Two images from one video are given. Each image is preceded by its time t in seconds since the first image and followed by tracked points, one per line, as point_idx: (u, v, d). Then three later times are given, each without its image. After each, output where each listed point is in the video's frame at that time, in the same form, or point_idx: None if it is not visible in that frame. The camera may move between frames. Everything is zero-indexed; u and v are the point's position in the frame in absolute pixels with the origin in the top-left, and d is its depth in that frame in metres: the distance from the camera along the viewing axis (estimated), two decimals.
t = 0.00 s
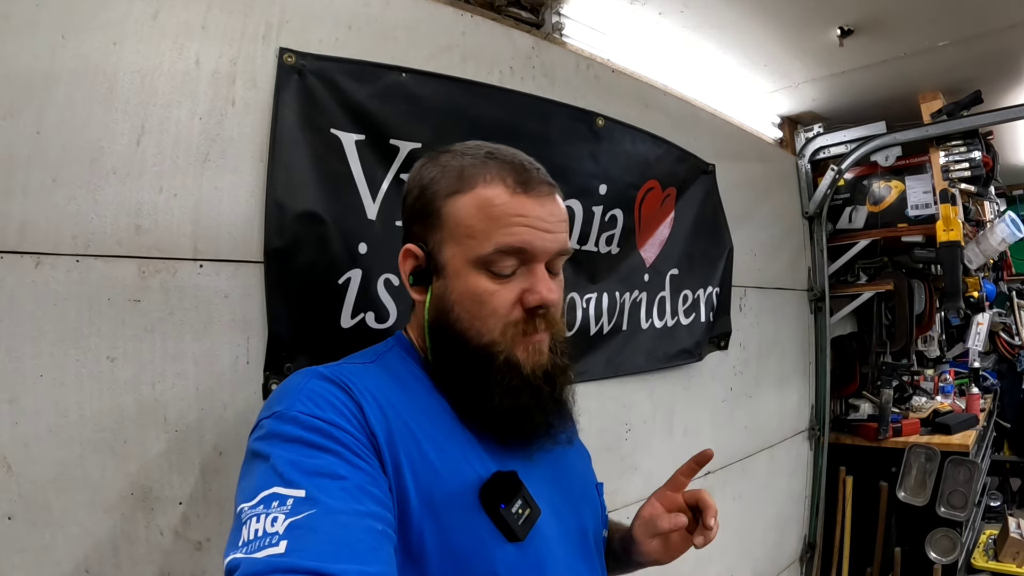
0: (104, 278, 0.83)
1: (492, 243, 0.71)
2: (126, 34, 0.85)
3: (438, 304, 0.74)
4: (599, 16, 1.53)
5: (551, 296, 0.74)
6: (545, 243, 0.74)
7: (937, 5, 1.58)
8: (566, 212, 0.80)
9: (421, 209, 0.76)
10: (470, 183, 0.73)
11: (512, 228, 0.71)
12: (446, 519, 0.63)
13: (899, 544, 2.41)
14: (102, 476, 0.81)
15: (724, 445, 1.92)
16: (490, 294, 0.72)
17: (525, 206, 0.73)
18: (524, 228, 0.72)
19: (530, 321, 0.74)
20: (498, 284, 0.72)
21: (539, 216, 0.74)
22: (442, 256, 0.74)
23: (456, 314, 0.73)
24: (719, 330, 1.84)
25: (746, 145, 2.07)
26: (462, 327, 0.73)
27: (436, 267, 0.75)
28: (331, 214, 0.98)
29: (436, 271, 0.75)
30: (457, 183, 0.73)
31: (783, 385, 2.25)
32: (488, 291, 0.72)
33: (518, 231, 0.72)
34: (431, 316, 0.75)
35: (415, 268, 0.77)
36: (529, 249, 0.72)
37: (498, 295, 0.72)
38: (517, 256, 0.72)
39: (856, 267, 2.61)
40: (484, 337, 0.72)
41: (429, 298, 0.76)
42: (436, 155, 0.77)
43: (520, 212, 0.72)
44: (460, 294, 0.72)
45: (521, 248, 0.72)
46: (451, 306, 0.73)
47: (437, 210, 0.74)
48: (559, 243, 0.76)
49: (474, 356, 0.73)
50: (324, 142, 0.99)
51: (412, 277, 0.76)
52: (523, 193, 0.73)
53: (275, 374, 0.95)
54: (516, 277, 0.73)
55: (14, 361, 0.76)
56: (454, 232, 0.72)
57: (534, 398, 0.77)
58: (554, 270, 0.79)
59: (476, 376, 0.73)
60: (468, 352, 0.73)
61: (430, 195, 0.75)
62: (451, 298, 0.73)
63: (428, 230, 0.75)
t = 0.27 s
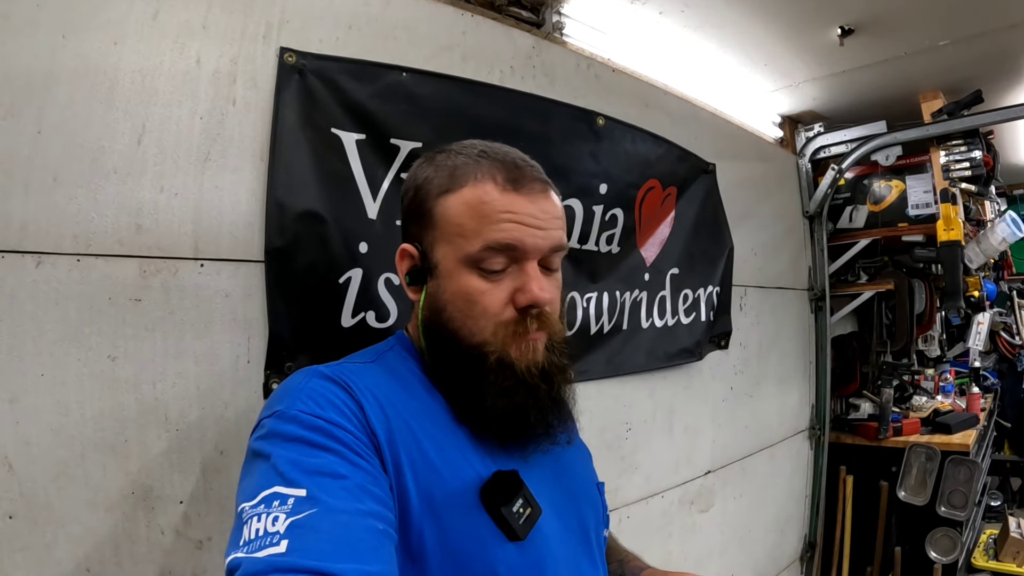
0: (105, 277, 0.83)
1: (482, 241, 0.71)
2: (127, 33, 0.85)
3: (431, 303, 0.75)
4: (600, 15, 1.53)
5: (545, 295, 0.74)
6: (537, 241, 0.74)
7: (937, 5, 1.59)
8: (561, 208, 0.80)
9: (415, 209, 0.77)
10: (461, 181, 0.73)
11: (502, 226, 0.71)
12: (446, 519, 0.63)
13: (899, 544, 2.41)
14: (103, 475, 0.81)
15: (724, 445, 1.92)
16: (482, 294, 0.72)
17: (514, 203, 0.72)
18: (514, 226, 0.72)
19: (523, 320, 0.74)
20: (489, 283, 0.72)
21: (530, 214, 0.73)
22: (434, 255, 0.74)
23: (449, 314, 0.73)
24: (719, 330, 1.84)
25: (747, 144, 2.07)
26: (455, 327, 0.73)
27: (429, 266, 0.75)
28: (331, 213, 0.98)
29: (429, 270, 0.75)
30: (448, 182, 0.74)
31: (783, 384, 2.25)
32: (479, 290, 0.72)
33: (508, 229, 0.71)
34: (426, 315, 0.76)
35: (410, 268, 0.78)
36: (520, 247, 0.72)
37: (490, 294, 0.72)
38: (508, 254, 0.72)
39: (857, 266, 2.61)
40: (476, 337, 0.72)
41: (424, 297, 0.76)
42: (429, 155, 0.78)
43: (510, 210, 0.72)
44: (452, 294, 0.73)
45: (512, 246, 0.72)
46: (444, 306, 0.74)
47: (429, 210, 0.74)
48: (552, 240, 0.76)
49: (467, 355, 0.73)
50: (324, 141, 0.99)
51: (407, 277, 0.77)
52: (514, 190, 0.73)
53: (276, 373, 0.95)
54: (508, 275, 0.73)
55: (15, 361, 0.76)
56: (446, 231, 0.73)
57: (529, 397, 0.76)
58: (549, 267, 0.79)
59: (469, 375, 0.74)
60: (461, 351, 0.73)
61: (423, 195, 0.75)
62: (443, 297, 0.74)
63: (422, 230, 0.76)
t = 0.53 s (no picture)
0: (105, 276, 0.83)
1: (482, 237, 0.71)
2: (127, 33, 0.86)
3: (433, 301, 0.75)
4: (600, 14, 1.53)
5: (547, 291, 0.73)
6: (538, 236, 0.74)
7: (937, 4, 1.58)
8: (562, 205, 0.79)
9: (417, 208, 0.77)
10: (462, 178, 0.73)
11: (503, 222, 0.71)
12: (447, 519, 0.63)
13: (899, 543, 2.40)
14: (103, 475, 0.81)
15: (724, 445, 1.92)
16: (482, 290, 0.72)
17: (514, 199, 0.72)
18: (515, 221, 0.72)
19: (525, 316, 0.73)
20: (490, 279, 0.72)
21: (531, 210, 0.73)
22: (436, 253, 0.74)
23: (450, 311, 0.73)
24: (719, 329, 1.84)
25: (747, 144, 2.07)
26: (456, 324, 0.73)
27: (430, 264, 0.76)
28: (331, 213, 0.98)
29: (431, 268, 0.76)
30: (450, 180, 0.74)
31: (783, 384, 2.25)
32: (480, 287, 0.72)
33: (509, 224, 0.71)
34: (428, 313, 0.76)
35: (413, 267, 0.78)
36: (521, 242, 0.72)
37: (491, 290, 0.72)
38: (508, 250, 0.72)
39: (857, 265, 2.61)
40: (477, 333, 0.72)
41: (426, 295, 0.77)
42: (431, 154, 0.78)
43: (511, 206, 0.72)
44: (453, 290, 0.73)
45: (512, 242, 0.71)
46: (445, 303, 0.74)
47: (431, 208, 0.75)
48: (553, 236, 0.76)
49: (468, 352, 0.73)
50: (325, 141, 0.99)
51: (409, 275, 0.78)
52: (514, 186, 0.73)
53: (276, 372, 0.95)
54: (509, 272, 0.73)
55: (15, 360, 0.76)
56: (447, 228, 0.73)
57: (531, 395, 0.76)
58: (551, 263, 0.78)
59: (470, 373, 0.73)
60: (462, 348, 0.73)
61: (424, 193, 0.76)
62: (445, 294, 0.74)
63: (423, 228, 0.76)
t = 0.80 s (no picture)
0: (107, 275, 0.83)
1: (474, 219, 0.73)
2: (129, 33, 0.86)
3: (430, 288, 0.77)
4: (601, 14, 1.52)
5: (540, 275, 0.74)
6: (531, 220, 0.75)
7: (938, 4, 1.58)
8: (557, 194, 0.81)
9: (415, 201, 0.80)
10: (457, 168, 0.76)
11: (495, 205, 0.73)
12: (451, 518, 0.63)
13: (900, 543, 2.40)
14: (105, 473, 0.81)
15: (725, 444, 1.92)
16: (476, 274, 0.73)
17: (506, 184, 0.74)
18: (507, 205, 0.74)
19: (518, 300, 0.73)
20: (483, 263, 0.73)
21: (524, 195, 0.75)
22: (432, 241, 0.77)
23: (445, 297, 0.74)
24: (720, 329, 1.84)
25: (748, 143, 2.07)
26: (451, 310, 0.74)
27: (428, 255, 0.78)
28: (333, 212, 0.98)
29: (428, 257, 0.78)
30: (445, 170, 0.77)
31: (784, 383, 2.25)
32: (473, 270, 0.73)
33: (500, 207, 0.73)
34: (426, 302, 0.78)
35: (412, 258, 0.81)
36: (511, 224, 0.73)
37: (483, 272, 0.73)
38: (500, 232, 0.73)
39: (858, 265, 2.61)
40: (471, 318, 0.73)
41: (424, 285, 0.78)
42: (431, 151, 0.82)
43: (502, 189, 0.74)
44: (447, 275, 0.74)
45: (504, 224, 0.73)
46: (441, 289, 0.75)
47: (428, 198, 0.78)
48: (547, 221, 0.77)
49: (463, 337, 0.73)
50: (326, 140, 0.99)
51: (409, 267, 0.80)
52: (506, 172, 0.75)
53: (278, 371, 0.96)
54: (502, 255, 0.74)
55: (18, 359, 0.76)
56: (442, 215, 0.75)
57: (527, 382, 0.76)
58: (546, 250, 0.79)
59: (465, 359, 0.74)
60: (457, 334, 0.74)
61: (423, 185, 0.79)
62: (440, 281, 0.75)
63: (421, 219, 0.79)
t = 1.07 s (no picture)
0: (110, 274, 0.83)
1: (482, 204, 0.76)
2: (131, 32, 0.86)
3: (435, 274, 0.79)
4: (602, 13, 1.52)
5: (543, 260, 0.75)
6: (537, 209, 0.78)
7: (938, 3, 1.58)
8: (563, 190, 0.84)
9: (426, 192, 0.84)
10: (468, 160, 0.80)
11: (502, 191, 0.76)
12: (454, 518, 0.63)
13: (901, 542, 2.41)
14: (108, 472, 0.81)
15: (725, 443, 1.92)
16: (481, 257, 0.74)
17: (514, 173, 0.78)
18: (513, 192, 0.76)
19: (521, 284, 0.75)
20: (488, 246, 0.75)
21: (530, 184, 0.78)
22: (440, 228, 0.79)
23: (450, 280, 0.76)
24: (720, 328, 1.84)
25: (749, 142, 2.07)
26: (455, 293, 0.75)
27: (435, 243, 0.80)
28: (335, 211, 0.98)
29: (435, 244, 0.80)
30: (457, 161, 0.81)
31: (785, 382, 2.25)
32: (478, 253, 0.74)
33: (507, 193, 0.76)
34: (430, 288, 0.79)
35: (419, 247, 0.83)
36: (518, 210, 0.76)
37: (487, 255, 0.74)
38: (506, 217, 0.76)
39: (859, 264, 2.61)
40: (474, 300, 0.74)
41: (429, 271, 0.80)
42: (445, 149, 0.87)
43: (510, 177, 0.77)
44: (452, 259, 0.76)
45: (511, 209, 0.76)
46: (445, 273, 0.77)
47: (439, 188, 0.81)
48: (552, 212, 0.80)
49: (466, 320, 0.74)
50: (328, 139, 1.00)
51: (415, 254, 0.82)
52: (514, 162, 0.78)
53: (281, 370, 0.96)
54: (507, 240, 0.76)
55: (21, 358, 0.76)
56: (451, 203, 0.78)
57: (526, 370, 0.76)
58: (550, 241, 0.81)
59: (468, 343, 0.74)
60: (460, 317, 0.75)
61: (435, 176, 0.83)
62: (445, 266, 0.77)
63: (431, 209, 0.82)
